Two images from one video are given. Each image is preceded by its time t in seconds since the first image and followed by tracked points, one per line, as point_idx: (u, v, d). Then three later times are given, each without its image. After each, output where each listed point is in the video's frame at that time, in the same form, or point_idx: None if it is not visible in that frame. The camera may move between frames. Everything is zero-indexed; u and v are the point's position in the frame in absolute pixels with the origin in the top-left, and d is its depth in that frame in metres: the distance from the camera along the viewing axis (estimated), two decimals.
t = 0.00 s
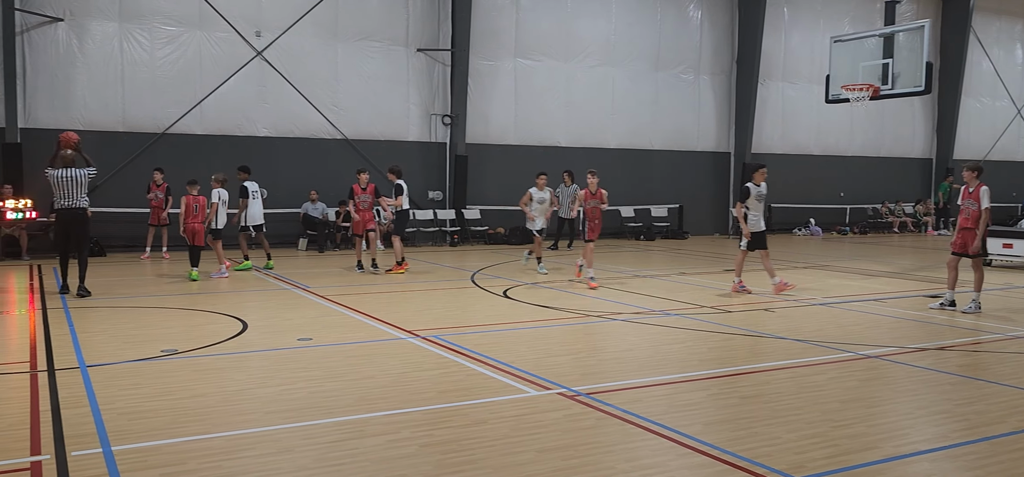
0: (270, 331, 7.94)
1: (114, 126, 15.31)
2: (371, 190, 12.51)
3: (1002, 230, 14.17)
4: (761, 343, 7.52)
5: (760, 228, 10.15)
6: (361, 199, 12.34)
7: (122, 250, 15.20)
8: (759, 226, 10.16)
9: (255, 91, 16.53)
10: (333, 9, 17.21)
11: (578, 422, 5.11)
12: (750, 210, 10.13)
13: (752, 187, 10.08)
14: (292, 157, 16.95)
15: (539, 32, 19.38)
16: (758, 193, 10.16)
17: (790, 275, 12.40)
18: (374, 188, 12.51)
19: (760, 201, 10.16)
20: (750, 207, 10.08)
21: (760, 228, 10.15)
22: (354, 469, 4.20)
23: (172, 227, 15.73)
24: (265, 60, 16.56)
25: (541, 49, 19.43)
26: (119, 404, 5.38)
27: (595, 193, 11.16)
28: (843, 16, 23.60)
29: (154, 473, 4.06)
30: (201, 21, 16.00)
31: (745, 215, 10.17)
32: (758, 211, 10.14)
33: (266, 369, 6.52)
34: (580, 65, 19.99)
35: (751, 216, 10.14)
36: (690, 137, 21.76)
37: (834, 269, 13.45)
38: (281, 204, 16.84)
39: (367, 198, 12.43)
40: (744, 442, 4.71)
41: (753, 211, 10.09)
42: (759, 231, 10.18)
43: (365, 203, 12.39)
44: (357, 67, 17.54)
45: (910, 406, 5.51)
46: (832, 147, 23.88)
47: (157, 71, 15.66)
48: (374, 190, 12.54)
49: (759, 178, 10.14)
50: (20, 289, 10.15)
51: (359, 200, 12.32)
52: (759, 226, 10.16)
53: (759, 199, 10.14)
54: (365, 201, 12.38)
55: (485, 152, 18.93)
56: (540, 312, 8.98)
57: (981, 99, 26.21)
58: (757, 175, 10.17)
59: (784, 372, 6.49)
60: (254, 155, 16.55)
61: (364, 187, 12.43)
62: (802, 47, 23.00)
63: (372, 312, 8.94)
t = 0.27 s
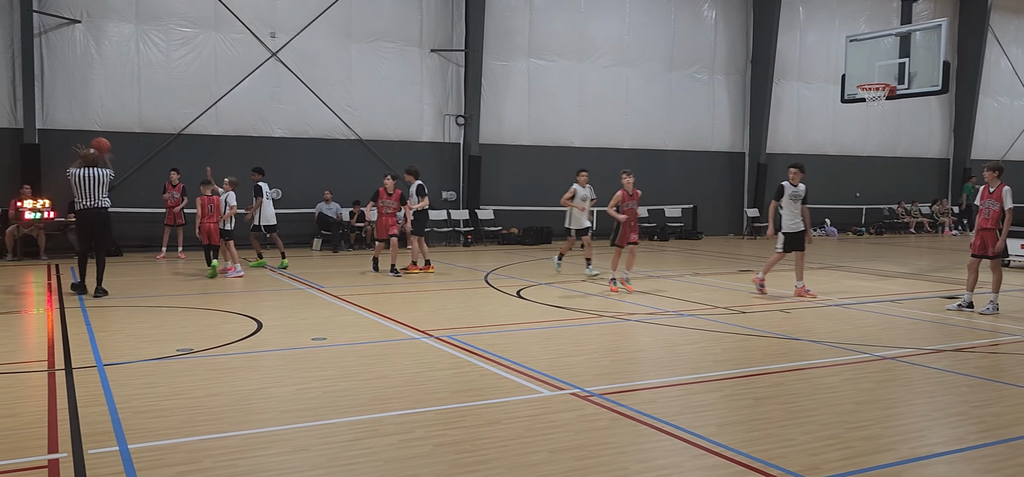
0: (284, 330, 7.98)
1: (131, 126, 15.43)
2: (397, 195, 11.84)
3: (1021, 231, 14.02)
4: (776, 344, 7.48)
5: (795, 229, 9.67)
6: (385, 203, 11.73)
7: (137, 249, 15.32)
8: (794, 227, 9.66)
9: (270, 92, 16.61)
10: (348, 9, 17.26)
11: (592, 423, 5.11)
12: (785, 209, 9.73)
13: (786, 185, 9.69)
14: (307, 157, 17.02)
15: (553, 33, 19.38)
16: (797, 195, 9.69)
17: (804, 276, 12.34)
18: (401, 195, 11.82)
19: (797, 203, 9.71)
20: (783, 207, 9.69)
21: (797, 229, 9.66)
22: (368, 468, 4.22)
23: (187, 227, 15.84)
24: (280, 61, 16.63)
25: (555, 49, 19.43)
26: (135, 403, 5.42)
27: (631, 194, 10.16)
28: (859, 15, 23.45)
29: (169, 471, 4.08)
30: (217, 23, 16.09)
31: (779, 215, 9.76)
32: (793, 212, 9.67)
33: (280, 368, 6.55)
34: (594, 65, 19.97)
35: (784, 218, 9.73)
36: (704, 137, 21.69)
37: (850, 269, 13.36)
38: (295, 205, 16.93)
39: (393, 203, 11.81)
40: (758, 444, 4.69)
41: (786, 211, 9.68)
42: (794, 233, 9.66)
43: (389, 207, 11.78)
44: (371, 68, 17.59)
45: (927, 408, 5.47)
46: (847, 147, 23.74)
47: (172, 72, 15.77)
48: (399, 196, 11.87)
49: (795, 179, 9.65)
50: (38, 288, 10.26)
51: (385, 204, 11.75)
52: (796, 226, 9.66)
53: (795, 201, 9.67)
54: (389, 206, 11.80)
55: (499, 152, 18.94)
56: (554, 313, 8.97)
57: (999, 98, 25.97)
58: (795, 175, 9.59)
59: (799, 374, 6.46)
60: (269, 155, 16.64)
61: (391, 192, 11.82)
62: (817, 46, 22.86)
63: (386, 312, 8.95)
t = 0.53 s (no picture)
0: (296, 330, 8.01)
1: (144, 127, 15.53)
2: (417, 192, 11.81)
3: None
4: (788, 345, 7.45)
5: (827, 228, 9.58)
6: (405, 200, 11.74)
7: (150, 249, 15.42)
8: (827, 225, 9.59)
9: (283, 93, 16.67)
10: (360, 10, 17.30)
11: (603, 423, 5.10)
12: (815, 209, 9.65)
13: (814, 184, 9.60)
14: (319, 157, 17.08)
15: (564, 33, 19.37)
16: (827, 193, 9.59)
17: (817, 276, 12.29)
18: (420, 190, 11.71)
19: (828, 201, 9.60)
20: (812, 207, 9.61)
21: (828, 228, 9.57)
22: (379, 468, 4.22)
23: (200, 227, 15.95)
24: (292, 62, 16.69)
25: (567, 49, 19.42)
26: (148, 402, 5.45)
27: (668, 200, 9.46)
28: (872, 14, 23.32)
29: (182, 470, 4.11)
30: (230, 23, 16.17)
31: (811, 214, 9.69)
32: (824, 211, 9.59)
33: (292, 368, 6.58)
34: (606, 65, 19.94)
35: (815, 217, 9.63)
36: (715, 137, 21.63)
37: (863, 270, 13.29)
38: (308, 205, 16.99)
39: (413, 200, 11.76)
40: (770, 445, 4.67)
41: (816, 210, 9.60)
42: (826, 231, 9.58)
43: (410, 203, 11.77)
44: (382, 69, 17.63)
45: (941, 410, 5.43)
46: (861, 147, 23.61)
47: (185, 73, 15.85)
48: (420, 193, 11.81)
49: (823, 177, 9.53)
50: (52, 287, 10.34)
51: (405, 201, 11.75)
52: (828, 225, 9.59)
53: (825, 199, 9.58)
54: (409, 202, 11.76)
55: (510, 152, 18.95)
56: (565, 313, 8.97)
57: (1015, 97, 25.77)
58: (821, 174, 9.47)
59: (812, 375, 6.43)
60: (281, 155, 16.71)
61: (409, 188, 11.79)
62: (830, 45, 22.75)
63: (397, 312, 8.97)
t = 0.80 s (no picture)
0: (305, 330, 8.03)
1: (154, 127, 15.58)
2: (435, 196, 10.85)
3: None
4: (797, 346, 7.43)
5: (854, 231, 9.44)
6: (421, 206, 10.81)
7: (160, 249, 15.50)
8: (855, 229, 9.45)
9: (292, 94, 16.71)
10: (370, 10, 17.32)
11: (612, 424, 5.09)
12: (842, 212, 9.48)
13: (841, 187, 9.40)
14: (329, 158, 17.11)
15: (573, 33, 19.36)
16: (852, 195, 9.43)
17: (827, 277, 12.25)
18: (436, 195, 10.73)
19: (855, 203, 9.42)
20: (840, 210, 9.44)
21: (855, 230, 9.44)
22: (388, 467, 4.23)
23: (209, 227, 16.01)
24: (301, 63, 16.72)
25: (576, 49, 19.41)
26: (158, 401, 5.48)
27: (696, 196, 8.76)
28: (882, 13, 23.23)
29: (192, 469, 4.12)
30: (239, 24, 16.22)
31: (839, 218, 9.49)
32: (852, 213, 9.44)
33: (301, 367, 6.59)
34: (615, 65, 19.92)
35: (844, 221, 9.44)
36: (724, 137, 21.58)
37: (873, 270, 13.24)
38: (317, 205, 17.03)
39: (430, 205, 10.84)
40: (780, 446, 4.66)
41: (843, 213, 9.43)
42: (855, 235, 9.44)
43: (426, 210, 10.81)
44: (392, 69, 17.65)
45: (952, 411, 5.41)
46: (871, 147, 23.52)
47: (195, 73, 15.90)
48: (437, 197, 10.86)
49: (848, 179, 9.35)
50: (63, 287, 10.39)
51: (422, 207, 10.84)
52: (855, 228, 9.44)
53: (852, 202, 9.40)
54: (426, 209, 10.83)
55: (519, 152, 18.95)
56: (574, 313, 8.97)
57: None
58: (848, 176, 9.28)
59: (821, 375, 6.41)
60: (291, 156, 16.75)
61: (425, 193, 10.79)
62: (840, 45, 22.68)
63: (406, 312, 8.98)
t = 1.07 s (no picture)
0: (312, 330, 8.05)
1: (161, 127, 15.63)
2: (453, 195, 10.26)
3: None
4: (804, 346, 7.41)
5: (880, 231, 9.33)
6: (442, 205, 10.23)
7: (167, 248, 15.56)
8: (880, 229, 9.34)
9: (299, 94, 16.74)
10: (376, 10, 17.34)
11: (618, 424, 5.09)
12: (868, 213, 9.35)
13: (865, 188, 9.28)
14: (336, 157, 17.15)
15: (579, 33, 19.36)
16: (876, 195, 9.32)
17: (834, 277, 12.21)
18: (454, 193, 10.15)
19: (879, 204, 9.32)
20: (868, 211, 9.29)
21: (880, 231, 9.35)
22: (394, 467, 4.23)
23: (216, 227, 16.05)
24: (308, 63, 16.75)
25: (582, 49, 19.41)
26: (165, 400, 5.49)
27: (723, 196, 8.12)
28: (890, 13, 23.17)
29: (199, 469, 4.13)
30: (246, 24, 16.25)
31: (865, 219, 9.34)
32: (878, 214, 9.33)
33: (308, 367, 6.61)
34: (621, 65, 19.91)
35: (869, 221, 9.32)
36: (731, 137, 21.55)
37: (880, 270, 13.20)
38: (324, 205, 17.07)
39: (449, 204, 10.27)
40: (787, 446, 4.65)
41: (869, 214, 9.30)
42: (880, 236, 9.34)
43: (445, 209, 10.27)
44: (398, 69, 17.67)
45: (959, 412, 5.39)
46: (878, 147, 23.46)
47: (202, 74, 15.94)
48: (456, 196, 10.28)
49: (871, 179, 9.27)
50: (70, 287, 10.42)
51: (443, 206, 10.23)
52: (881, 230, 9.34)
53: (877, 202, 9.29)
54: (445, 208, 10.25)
55: (526, 153, 18.96)
56: (581, 313, 8.96)
57: None
58: (871, 175, 9.21)
59: (828, 376, 6.39)
60: (298, 156, 16.79)
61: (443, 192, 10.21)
62: (848, 44, 22.62)
63: (412, 312, 8.98)
